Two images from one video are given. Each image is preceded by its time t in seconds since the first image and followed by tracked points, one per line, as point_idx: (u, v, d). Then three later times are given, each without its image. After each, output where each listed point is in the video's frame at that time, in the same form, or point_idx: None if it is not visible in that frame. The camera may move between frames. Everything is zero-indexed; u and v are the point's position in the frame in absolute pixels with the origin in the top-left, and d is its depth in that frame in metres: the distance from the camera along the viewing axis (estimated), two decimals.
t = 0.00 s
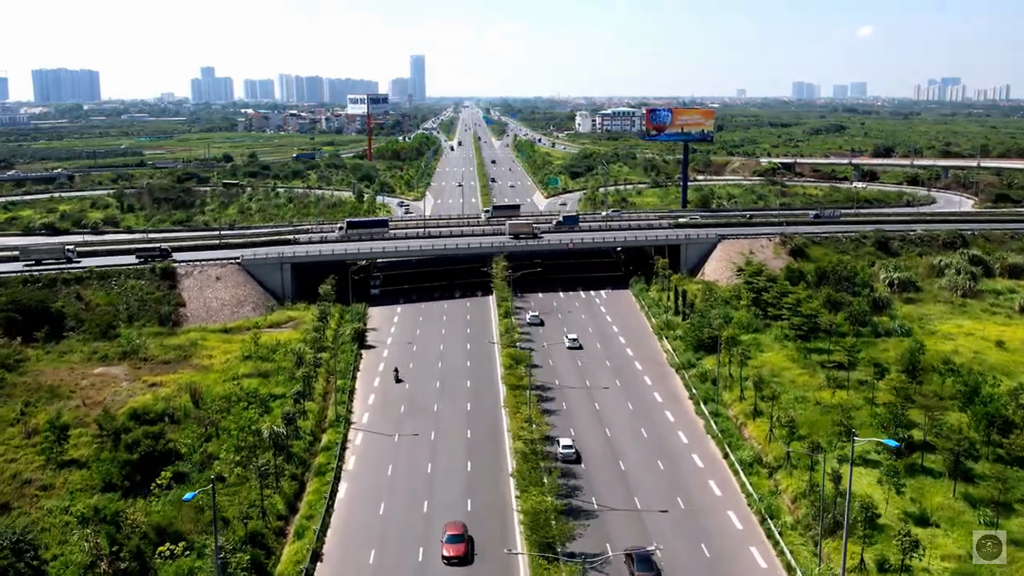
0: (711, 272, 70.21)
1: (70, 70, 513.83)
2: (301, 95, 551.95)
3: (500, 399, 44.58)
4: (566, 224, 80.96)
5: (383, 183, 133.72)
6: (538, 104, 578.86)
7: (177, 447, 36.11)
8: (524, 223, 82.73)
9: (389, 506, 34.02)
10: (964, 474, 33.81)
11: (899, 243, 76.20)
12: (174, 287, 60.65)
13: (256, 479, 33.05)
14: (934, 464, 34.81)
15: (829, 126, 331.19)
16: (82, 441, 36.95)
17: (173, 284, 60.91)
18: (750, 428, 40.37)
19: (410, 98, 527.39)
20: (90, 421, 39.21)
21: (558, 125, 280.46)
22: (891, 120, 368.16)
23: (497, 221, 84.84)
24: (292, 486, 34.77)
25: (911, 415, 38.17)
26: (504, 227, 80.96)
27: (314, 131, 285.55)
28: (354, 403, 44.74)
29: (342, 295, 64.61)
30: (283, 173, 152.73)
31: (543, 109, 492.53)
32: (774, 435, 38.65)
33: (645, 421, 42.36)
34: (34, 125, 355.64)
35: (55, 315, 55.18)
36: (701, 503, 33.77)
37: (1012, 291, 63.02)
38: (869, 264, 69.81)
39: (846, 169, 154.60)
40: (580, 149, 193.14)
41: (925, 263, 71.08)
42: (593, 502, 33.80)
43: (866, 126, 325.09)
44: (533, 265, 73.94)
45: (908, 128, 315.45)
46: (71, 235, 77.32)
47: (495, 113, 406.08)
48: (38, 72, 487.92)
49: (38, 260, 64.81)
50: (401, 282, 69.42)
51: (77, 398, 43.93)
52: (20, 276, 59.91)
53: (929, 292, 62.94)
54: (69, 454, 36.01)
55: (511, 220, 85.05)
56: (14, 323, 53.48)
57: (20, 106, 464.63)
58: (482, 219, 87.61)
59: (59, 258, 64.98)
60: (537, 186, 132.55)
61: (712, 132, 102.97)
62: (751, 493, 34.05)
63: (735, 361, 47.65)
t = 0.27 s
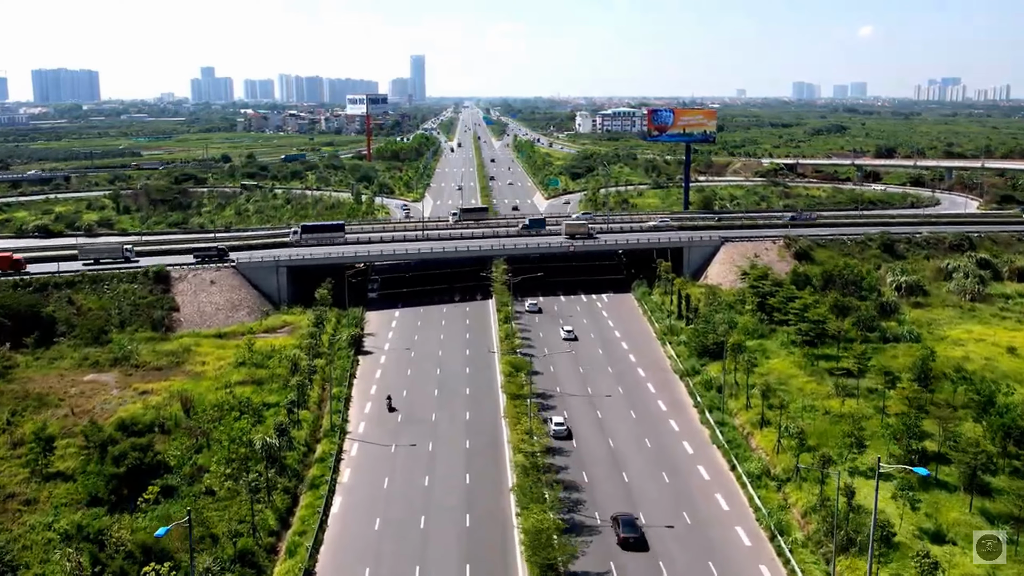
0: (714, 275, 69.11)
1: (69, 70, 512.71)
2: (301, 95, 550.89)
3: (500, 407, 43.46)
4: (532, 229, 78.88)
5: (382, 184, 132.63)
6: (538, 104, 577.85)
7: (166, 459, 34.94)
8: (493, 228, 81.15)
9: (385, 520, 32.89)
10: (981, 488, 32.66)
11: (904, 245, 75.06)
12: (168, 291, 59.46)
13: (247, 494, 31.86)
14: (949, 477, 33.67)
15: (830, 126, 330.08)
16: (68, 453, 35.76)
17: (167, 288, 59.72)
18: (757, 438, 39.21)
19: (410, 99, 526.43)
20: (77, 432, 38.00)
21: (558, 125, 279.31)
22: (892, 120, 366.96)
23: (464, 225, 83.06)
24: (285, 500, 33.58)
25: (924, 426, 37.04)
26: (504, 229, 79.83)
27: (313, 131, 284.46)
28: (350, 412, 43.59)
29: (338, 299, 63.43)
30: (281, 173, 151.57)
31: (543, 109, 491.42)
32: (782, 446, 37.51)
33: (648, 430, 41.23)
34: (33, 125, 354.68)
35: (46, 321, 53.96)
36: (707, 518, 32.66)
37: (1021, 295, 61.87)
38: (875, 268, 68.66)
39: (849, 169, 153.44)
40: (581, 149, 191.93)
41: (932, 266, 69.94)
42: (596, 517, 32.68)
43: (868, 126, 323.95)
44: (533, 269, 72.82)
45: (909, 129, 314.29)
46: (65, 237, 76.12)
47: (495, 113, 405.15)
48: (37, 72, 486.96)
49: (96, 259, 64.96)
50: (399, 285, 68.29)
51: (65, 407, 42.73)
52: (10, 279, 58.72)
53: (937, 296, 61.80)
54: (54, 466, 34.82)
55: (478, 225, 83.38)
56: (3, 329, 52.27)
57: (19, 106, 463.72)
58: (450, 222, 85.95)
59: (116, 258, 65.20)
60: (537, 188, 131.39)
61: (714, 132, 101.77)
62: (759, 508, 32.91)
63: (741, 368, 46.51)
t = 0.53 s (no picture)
0: (718, 278, 68.04)
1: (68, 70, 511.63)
2: (300, 95, 549.90)
3: (500, 416, 42.31)
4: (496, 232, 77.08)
5: (381, 185, 131.59)
6: (538, 104, 576.81)
7: (155, 472, 33.75)
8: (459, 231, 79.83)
9: (381, 536, 31.72)
10: (998, 502, 31.56)
11: (911, 248, 73.89)
12: (161, 295, 58.21)
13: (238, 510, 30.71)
14: (965, 492, 32.53)
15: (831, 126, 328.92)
16: (53, 465, 34.56)
17: (160, 292, 58.47)
18: (765, 448, 38.08)
19: (410, 99, 525.45)
20: (63, 443, 36.77)
21: (559, 125, 278.20)
22: (894, 120, 365.75)
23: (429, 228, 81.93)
24: (278, 515, 32.38)
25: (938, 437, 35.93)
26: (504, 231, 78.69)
27: (313, 132, 283.31)
28: (346, 421, 42.42)
29: (335, 303, 62.29)
30: (279, 174, 150.48)
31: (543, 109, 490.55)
32: (791, 457, 36.38)
33: (653, 440, 40.05)
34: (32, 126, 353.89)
35: (37, 325, 52.82)
36: (715, 534, 31.49)
37: None
38: (881, 271, 67.51)
39: (851, 170, 152.33)
40: (581, 150, 190.77)
41: (940, 269, 68.81)
42: (600, 533, 31.52)
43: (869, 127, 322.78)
44: (533, 272, 71.69)
45: (911, 129, 313.07)
46: (58, 240, 74.95)
47: (495, 113, 404.57)
48: (37, 72, 486.76)
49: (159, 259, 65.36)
50: (397, 288, 67.16)
51: (52, 416, 41.52)
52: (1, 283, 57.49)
53: (946, 300, 60.67)
54: (38, 479, 33.60)
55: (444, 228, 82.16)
56: None
57: (19, 107, 462.94)
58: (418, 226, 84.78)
59: (178, 258, 65.37)
60: (538, 188, 130.29)
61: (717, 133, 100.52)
62: (769, 524, 31.75)
63: (747, 375, 45.38)
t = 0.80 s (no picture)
0: (722, 282, 66.94)
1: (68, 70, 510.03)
2: (300, 95, 548.50)
3: (500, 426, 41.18)
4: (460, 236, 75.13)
5: (381, 186, 130.47)
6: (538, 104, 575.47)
7: (143, 485, 32.59)
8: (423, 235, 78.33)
9: (377, 552, 30.59)
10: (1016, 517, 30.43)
11: (917, 250, 72.77)
12: (154, 299, 57.04)
13: (228, 527, 29.56)
14: (982, 507, 31.43)
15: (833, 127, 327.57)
16: (38, 478, 33.42)
17: (153, 296, 57.30)
18: (772, 460, 36.98)
19: (410, 99, 524.22)
20: (48, 455, 35.62)
21: (559, 125, 276.97)
22: (895, 120, 364.35)
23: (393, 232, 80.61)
24: (270, 532, 31.23)
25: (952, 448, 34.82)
26: (504, 233, 77.54)
27: (312, 132, 282.11)
28: (341, 430, 41.31)
29: (332, 307, 61.18)
30: (278, 175, 149.30)
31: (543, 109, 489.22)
32: (800, 470, 35.22)
33: (658, 451, 38.94)
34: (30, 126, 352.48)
35: (27, 331, 51.76)
36: (723, 551, 30.37)
37: None
38: (888, 274, 66.38)
39: (854, 171, 151.12)
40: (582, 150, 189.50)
41: (947, 272, 67.65)
42: (603, 550, 30.41)
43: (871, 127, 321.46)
44: (533, 275, 70.54)
45: (913, 129, 311.65)
46: (52, 242, 73.79)
47: (495, 113, 403.19)
48: (36, 72, 485.50)
49: (218, 258, 65.76)
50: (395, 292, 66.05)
51: (39, 425, 40.35)
52: None
53: (954, 304, 59.53)
54: (22, 492, 32.45)
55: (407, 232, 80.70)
56: None
57: (18, 107, 462.18)
58: (383, 230, 83.23)
59: (237, 256, 65.48)
60: (538, 189, 129.13)
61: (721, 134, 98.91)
62: (779, 540, 30.65)
63: (753, 383, 44.28)
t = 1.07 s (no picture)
0: (725, 285, 65.82)
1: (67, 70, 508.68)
2: (300, 95, 547.21)
3: (500, 436, 40.01)
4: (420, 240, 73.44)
5: (380, 187, 129.33)
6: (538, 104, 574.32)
7: (130, 500, 31.42)
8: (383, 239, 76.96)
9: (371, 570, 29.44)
10: None
11: (924, 253, 71.59)
12: (147, 303, 55.85)
13: (216, 545, 28.39)
14: (1000, 522, 30.26)
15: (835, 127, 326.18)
16: (22, 492, 32.22)
17: (146, 300, 56.12)
18: (781, 471, 35.83)
19: (410, 100, 522.95)
20: (32, 467, 34.41)
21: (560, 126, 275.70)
22: (897, 121, 362.98)
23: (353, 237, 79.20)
24: (261, 549, 30.05)
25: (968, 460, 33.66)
26: (504, 236, 76.36)
27: (311, 132, 280.89)
28: (337, 440, 40.14)
29: (329, 312, 60.03)
30: (276, 176, 148.10)
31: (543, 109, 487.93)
32: (811, 482, 34.06)
33: (662, 463, 37.76)
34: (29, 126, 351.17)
35: (18, 334, 50.55)
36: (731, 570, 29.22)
37: None
38: (895, 278, 65.21)
39: (857, 172, 149.92)
40: (583, 151, 188.29)
41: (955, 276, 66.49)
42: (607, 568, 29.27)
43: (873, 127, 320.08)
44: (534, 278, 69.39)
45: (915, 130, 310.21)
46: (44, 245, 72.57)
47: (495, 113, 401.84)
48: (36, 72, 484.30)
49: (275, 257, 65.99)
50: (393, 296, 64.87)
51: (25, 435, 39.16)
52: None
53: (963, 309, 58.36)
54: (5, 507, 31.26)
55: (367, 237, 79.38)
56: None
57: (18, 107, 461.25)
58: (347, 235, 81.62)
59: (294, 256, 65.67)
60: (539, 191, 127.96)
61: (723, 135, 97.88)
62: (790, 558, 29.50)
63: (760, 392, 43.14)
